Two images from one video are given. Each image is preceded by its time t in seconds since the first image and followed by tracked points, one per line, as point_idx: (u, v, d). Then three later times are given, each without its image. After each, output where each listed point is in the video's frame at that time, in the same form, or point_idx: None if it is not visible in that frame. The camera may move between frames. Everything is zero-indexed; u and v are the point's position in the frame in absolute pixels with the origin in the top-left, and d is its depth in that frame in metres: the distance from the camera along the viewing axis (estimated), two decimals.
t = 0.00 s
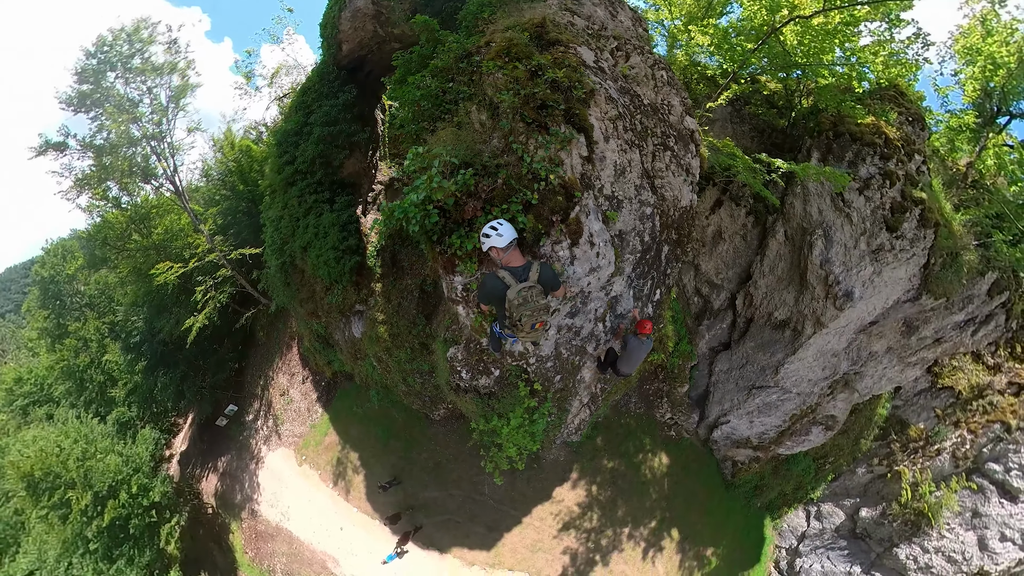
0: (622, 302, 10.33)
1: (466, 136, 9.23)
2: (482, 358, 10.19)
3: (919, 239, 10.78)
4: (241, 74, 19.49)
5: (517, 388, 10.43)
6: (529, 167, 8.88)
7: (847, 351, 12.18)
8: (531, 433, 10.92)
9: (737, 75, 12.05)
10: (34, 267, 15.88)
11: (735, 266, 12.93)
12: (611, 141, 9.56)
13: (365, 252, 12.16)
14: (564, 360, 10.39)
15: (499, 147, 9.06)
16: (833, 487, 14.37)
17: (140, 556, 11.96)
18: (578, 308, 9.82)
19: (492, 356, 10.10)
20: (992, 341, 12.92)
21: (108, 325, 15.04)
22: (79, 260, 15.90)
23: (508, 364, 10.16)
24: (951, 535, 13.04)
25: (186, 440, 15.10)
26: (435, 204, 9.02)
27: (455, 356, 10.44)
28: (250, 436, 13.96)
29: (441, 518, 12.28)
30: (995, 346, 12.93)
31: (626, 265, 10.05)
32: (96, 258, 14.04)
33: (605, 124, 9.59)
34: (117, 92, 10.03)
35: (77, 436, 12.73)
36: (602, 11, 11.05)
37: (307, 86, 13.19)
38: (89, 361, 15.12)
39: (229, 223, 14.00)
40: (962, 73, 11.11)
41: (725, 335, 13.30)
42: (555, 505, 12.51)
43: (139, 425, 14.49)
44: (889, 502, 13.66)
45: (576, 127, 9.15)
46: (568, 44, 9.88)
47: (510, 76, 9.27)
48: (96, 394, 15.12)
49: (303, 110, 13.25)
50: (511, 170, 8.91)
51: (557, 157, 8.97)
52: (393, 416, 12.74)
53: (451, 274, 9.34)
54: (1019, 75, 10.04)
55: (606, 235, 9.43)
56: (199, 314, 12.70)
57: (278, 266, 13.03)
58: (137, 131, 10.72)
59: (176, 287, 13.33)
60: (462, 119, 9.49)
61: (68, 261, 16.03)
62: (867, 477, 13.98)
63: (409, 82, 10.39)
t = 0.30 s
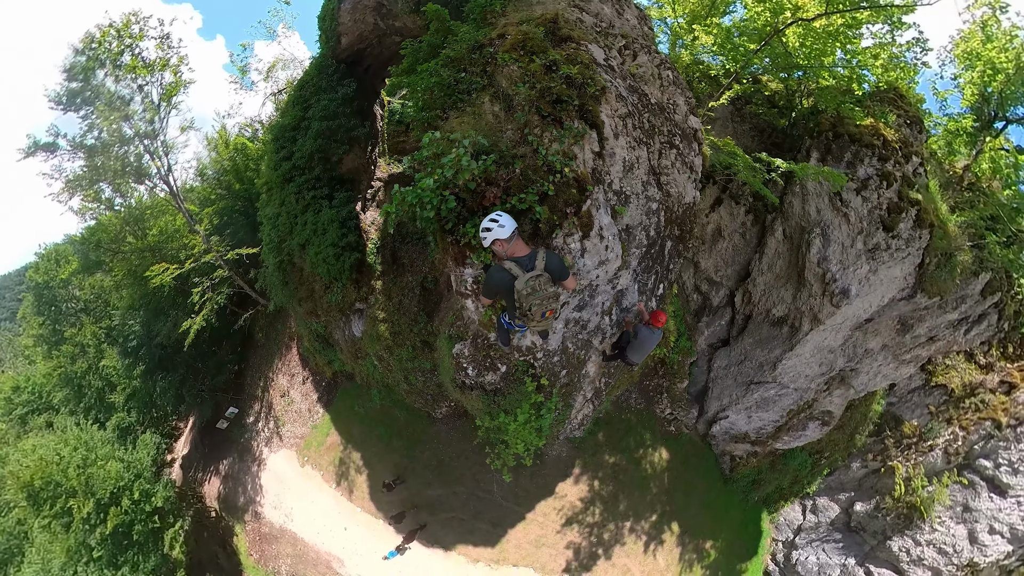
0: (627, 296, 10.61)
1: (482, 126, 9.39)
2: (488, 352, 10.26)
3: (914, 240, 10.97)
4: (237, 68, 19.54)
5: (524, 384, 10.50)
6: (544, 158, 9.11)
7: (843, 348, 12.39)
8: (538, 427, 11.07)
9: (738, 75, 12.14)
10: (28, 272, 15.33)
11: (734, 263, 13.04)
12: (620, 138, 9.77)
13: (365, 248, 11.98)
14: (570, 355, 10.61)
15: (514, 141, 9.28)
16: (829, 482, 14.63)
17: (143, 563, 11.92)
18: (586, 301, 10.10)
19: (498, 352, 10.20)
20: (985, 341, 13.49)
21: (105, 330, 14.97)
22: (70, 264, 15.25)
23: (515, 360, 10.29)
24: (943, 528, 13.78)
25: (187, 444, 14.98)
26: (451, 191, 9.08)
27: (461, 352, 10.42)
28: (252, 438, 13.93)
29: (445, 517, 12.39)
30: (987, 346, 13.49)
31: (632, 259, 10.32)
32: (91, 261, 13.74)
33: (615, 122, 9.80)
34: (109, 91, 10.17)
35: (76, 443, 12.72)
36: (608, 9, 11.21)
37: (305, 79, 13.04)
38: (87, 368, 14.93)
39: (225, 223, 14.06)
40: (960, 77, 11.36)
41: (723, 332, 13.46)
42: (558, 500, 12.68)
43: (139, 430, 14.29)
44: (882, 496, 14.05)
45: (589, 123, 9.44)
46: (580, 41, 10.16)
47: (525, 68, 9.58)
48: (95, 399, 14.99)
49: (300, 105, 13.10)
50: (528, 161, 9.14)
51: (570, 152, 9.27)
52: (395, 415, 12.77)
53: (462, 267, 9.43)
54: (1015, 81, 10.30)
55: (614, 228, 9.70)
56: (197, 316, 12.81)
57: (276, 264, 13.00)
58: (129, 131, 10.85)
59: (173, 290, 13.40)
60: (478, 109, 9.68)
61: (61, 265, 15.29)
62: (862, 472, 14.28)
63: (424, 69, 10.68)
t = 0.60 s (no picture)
0: (633, 294, 10.62)
1: (501, 120, 9.34)
2: (498, 352, 10.28)
3: (910, 242, 11.14)
4: (232, 65, 19.76)
5: (532, 381, 10.51)
6: (563, 159, 9.11)
7: (839, 346, 12.63)
8: (544, 424, 11.13)
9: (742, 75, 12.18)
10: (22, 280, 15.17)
11: (734, 262, 13.16)
12: (633, 140, 9.75)
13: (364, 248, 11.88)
14: (577, 352, 10.63)
15: (534, 136, 9.21)
16: (825, 477, 15.08)
17: (150, 569, 12.10)
18: (594, 300, 10.10)
19: (508, 351, 10.22)
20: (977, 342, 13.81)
21: (104, 335, 14.45)
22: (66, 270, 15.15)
23: (523, 358, 10.30)
24: (933, 522, 14.15)
25: (190, 448, 15.12)
26: (471, 186, 9.01)
27: (470, 353, 10.42)
28: (254, 441, 13.96)
29: (450, 514, 12.50)
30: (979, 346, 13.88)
31: (639, 259, 10.31)
32: (84, 267, 13.35)
33: (629, 124, 9.79)
34: (96, 91, 10.20)
35: (77, 453, 12.81)
36: (618, 7, 11.29)
37: (301, 73, 12.79)
38: (87, 375, 14.65)
39: (221, 222, 14.11)
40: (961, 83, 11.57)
41: (722, 329, 13.63)
42: (562, 496, 12.86)
43: (140, 436, 14.35)
44: (875, 491, 14.52)
45: (605, 125, 9.43)
46: (595, 42, 10.20)
47: (543, 64, 9.58)
48: (95, 406, 14.87)
49: (296, 101, 12.81)
50: (548, 162, 9.11)
51: (587, 153, 9.27)
52: (398, 415, 12.82)
53: (475, 266, 9.55)
54: (1015, 89, 10.48)
55: (624, 230, 9.69)
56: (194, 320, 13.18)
57: (274, 266, 12.82)
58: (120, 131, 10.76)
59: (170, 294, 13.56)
60: (495, 103, 9.60)
61: (57, 272, 15.07)
62: (856, 468, 14.74)
63: (435, 59, 10.58)
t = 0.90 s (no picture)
0: (633, 296, 10.69)
1: (513, 129, 9.17)
2: (502, 353, 10.32)
3: (905, 247, 11.41)
4: (224, 62, 19.70)
5: (534, 381, 10.60)
6: (571, 168, 9.07)
7: (834, 347, 12.88)
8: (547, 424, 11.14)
9: (745, 74, 12.50)
10: (16, 289, 14.73)
11: (732, 262, 13.26)
12: (639, 149, 9.81)
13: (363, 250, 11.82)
14: (578, 352, 10.66)
15: (542, 143, 9.13)
16: (818, 473, 15.49)
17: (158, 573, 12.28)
18: (596, 302, 10.11)
19: (511, 351, 10.27)
20: (970, 345, 14.38)
21: (102, 343, 14.27)
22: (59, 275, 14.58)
23: (526, 358, 10.38)
24: (923, 518, 14.61)
25: (192, 452, 15.39)
26: (483, 197, 9.02)
27: (473, 354, 10.45)
28: (257, 444, 14.13)
29: (454, 511, 12.80)
30: (972, 349, 14.44)
31: (639, 263, 10.37)
32: (79, 273, 13.23)
33: (635, 132, 9.82)
34: (86, 93, 10.20)
35: (82, 462, 12.85)
36: (623, 7, 11.25)
37: (297, 72, 12.58)
38: (87, 383, 14.42)
39: (217, 225, 14.09)
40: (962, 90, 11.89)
41: (719, 328, 13.73)
42: (563, 491, 13.12)
43: (143, 442, 14.47)
44: (867, 486, 14.97)
45: (612, 134, 9.44)
46: (603, 45, 10.16)
47: (553, 70, 9.50)
48: (97, 413, 14.58)
49: (292, 100, 12.62)
50: (555, 170, 9.08)
51: (594, 162, 9.23)
52: (401, 415, 12.99)
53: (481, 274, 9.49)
54: (1014, 98, 10.85)
55: (626, 236, 9.74)
56: (193, 324, 13.21)
57: (273, 268, 12.73)
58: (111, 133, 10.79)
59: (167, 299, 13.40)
60: (503, 108, 9.53)
61: (53, 281, 14.63)
62: (849, 464, 15.16)
63: (442, 58, 10.57)
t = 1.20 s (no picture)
0: (632, 297, 10.78)
1: (513, 129, 9.21)
2: (503, 353, 10.32)
3: (902, 251, 11.56)
4: (217, 61, 19.55)
5: (536, 380, 10.63)
6: (575, 171, 8.99)
7: (830, 346, 13.11)
8: (547, 423, 11.19)
9: (746, 73, 12.36)
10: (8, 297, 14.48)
11: (731, 262, 13.35)
12: (642, 150, 9.74)
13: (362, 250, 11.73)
14: (578, 351, 10.71)
15: (546, 145, 9.11)
16: (813, 470, 15.80)
17: None
18: (597, 303, 10.15)
19: (513, 351, 10.27)
20: (964, 347, 14.94)
21: (100, 350, 14.06)
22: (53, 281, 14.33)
23: (527, 358, 10.38)
24: (913, 513, 15.25)
25: (194, 456, 15.48)
26: (486, 200, 8.98)
27: (475, 355, 10.42)
28: (259, 446, 14.21)
29: (457, 508, 12.95)
30: (966, 351, 15.03)
31: (640, 264, 10.40)
32: (75, 279, 13.05)
33: (639, 133, 9.75)
34: (76, 96, 10.06)
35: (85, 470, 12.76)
36: (626, 4, 11.10)
37: (293, 69, 12.35)
38: (86, 391, 14.20)
39: (213, 227, 13.88)
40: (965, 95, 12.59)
41: (717, 327, 13.83)
42: (563, 487, 13.31)
43: (145, 449, 14.14)
44: (861, 484, 15.34)
45: (616, 135, 9.35)
46: (608, 44, 10.02)
47: (557, 68, 9.38)
48: (96, 422, 14.43)
49: (289, 98, 12.42)
50: (559, 173, 9.01)
51: (597, 164, 9.15)
52: (402, 414, 13.03)
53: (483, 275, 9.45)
54: (1015, 104, 11.60)
55: (627, 238, 9.72)
56: (192, 328, 13.14)
57: (271, 270, 12.64)
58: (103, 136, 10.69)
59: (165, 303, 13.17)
60: (506, 107, 9.47)
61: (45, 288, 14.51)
62: (843, 461, 15.50)
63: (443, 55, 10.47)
